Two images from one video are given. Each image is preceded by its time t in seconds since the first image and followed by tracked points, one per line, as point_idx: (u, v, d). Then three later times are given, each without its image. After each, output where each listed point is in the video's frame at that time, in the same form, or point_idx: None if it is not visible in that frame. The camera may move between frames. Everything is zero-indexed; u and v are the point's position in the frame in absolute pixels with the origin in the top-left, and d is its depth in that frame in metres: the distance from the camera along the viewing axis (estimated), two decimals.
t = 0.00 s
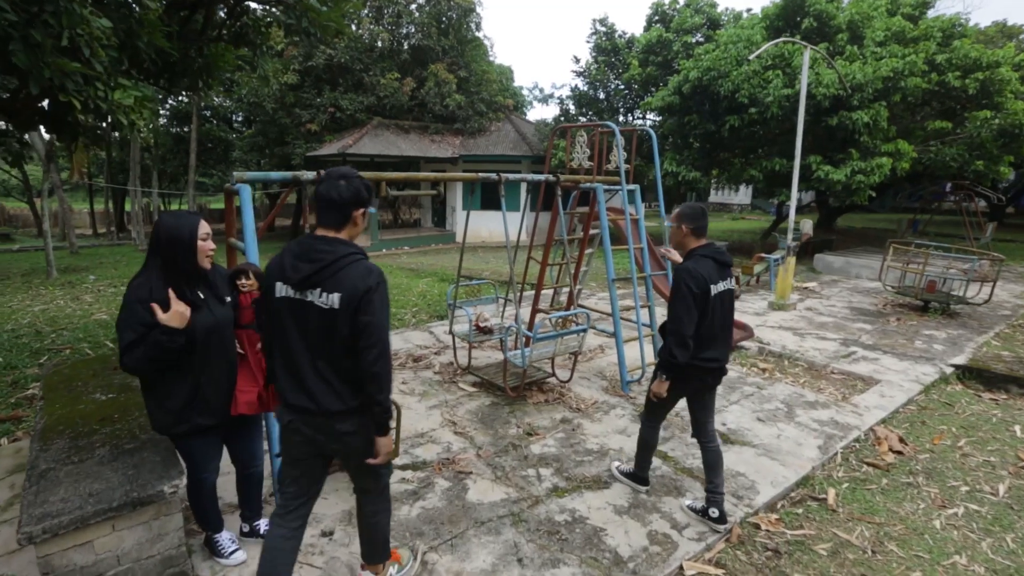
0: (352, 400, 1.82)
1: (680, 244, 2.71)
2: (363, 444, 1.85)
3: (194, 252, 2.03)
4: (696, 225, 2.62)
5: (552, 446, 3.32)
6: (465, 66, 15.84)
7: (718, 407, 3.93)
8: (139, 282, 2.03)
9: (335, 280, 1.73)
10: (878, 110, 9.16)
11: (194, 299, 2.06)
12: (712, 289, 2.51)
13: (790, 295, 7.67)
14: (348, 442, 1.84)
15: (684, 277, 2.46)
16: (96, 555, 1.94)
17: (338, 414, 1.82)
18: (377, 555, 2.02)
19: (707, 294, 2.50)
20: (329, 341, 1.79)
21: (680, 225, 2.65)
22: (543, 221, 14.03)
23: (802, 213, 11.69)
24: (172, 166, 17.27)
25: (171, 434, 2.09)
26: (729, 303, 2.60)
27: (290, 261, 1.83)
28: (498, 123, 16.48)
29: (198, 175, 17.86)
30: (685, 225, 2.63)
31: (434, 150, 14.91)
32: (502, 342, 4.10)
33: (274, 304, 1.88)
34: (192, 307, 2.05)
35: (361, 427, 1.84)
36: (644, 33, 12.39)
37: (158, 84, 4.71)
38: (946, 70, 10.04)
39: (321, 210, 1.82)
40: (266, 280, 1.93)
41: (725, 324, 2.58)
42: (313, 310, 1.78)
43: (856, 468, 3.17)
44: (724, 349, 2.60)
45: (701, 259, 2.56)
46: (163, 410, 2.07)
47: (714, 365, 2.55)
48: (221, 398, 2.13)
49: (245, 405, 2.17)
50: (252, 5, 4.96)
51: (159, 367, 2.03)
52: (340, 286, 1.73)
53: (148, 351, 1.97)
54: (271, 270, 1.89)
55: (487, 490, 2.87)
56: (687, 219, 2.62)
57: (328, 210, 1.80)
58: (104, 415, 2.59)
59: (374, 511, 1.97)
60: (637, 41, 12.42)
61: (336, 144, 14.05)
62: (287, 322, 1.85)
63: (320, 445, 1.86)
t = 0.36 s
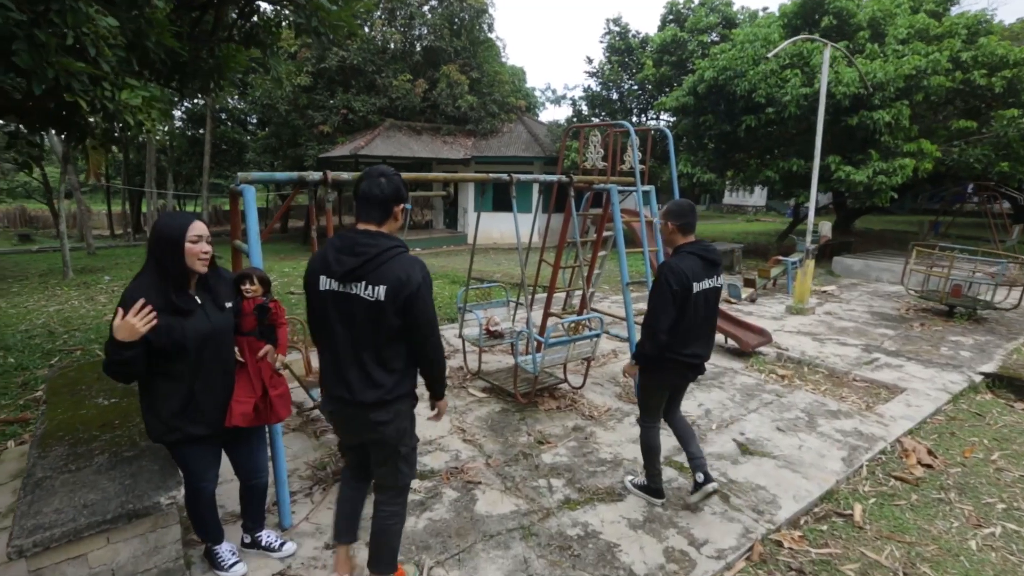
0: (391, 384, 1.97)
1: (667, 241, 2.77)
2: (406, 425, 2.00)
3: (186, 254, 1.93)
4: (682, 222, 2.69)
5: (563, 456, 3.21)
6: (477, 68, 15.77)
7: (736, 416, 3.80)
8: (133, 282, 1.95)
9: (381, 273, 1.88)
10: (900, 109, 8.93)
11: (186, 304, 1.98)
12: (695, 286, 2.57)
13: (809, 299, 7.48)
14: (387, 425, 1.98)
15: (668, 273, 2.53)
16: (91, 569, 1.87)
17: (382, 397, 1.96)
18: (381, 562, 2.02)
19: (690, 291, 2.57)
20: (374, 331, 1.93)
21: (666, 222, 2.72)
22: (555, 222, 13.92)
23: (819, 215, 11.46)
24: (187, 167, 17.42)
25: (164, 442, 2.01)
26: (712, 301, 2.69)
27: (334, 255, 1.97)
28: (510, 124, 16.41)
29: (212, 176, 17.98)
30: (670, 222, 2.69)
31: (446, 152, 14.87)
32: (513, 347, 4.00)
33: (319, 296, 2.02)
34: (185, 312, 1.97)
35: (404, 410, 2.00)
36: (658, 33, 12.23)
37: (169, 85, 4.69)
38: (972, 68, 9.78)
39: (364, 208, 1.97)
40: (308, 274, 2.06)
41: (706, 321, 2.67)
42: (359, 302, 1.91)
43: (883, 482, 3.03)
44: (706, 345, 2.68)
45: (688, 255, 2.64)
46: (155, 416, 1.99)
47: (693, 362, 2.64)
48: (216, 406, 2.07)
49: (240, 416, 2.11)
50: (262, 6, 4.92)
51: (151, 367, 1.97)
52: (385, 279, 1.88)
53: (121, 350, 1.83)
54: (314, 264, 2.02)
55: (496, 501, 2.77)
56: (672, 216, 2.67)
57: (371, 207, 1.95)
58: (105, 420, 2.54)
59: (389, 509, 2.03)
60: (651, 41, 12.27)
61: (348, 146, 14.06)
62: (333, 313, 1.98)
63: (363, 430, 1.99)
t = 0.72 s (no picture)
0: (425, 373, 2.00)
1: (676, 237, 2.71)
2: (442, 413, 2.05)
3: (196, 251, 1.90)
4: (688, 218, 2.64)
5: (581, 461, 3.12)
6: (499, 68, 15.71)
7: (761, 423, 3.66)
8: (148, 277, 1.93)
9: (415, 267, 1.93)
10: (936, 107, 8.62)
11: (194, 302, 1.94)
12: (710, 281, 2.52)
13: (837, 303, 7.25)
14: (421, 410, 2.02)
15: (681, 266, 2.47)
16: (99, 568, 1.85)
17: (420, 384, 2.01)
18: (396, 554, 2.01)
19: (705, 286, 2.50)
20: (411, 323, 1.98)
21: (673, 218, 2.68)
22: (576, 223, 13.81)
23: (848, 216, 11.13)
24: (214, 168, 17.74)
25: (173, 441, 1.99)
26: (721, 295, 2.63)
27: (369, 252, 2.02)
28: (531, 124, 16.35)
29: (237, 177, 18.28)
30: (678, 218, 2.65)
31: (467, 152, 14.88)
32: (530, 348, 3.93)
33: (358, 293, 2.07)
34: (194, 310, 1.94)
35: (440, 398, 2.04)
36: (683, 30, 12.02)
37: (193, 85, 4.73)
38: (1013, 63, 9.39)
39: (396, 208, 2.03)
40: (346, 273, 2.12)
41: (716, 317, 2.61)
42: (395, 295, 1.96)
43: (920, 497, 2.87)
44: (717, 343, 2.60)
45: (701, 248, 2.57)
46: (164, 414, 1.97)
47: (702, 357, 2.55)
48: (225, 406, 2.04)
49: (249, 418, 2.08)
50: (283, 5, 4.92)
51: (160, 363, 1.94)
52: (419, 272, 1.92)
53: (128, 348, 1.79)
54: (353, 263, 2.09)
55: (512, 507, 2.70)
56: (678, 213, 2.63)
57: (403, 208, 2.00)
58: (120, 417, 2.53)
59: (413, 495, 2.04)
60: (675, 39, 12.08)
61: (370, 146, 14.15)
62: (373, 308, 2.04)
63: (405, 417, 2.05)
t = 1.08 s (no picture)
0: (454, 344, 2.09)
1: (691, 228, 2.63)
2: (475, 381, 2.13)
3: (234, 248, 1.88)
4: (702, 209, 2.58)
5: (594, 464, 3.04)
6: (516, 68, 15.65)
7: (781, 428, 3.55)
8: (175, 273, 1.87)
9: (435, 246, 2.03)
10: (966, 104, 8.36)
11: (225, 298, 1.91)
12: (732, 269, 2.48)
13: (861, 306, 7.04)
14: (453, 381, 2.11)
15: (711, 256, 2.42)
16: (102, 565, 1.83)
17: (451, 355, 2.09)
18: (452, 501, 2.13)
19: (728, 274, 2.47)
20: (437, 299, 2.07)
21: (686, 211, 2.62)
22: (591, 223, 13.69)
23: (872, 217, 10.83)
24: (234, 168, 17.97)
25: (200, 440, 1.95)
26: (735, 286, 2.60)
27: (396, 241, 2.15)
28: (548, 124, 16.28)
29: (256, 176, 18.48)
30: (692, 210, 2.59)
31: (483, 152, 14.87)
32: (544, 348, 3.86)
33: (391, 279, 2.19)
34: (225, 307, 1.91)
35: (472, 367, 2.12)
36: (702, 28, 11.84)
37: (210, 84, 4.75)
38: None
39: (416, 199, 2.15)
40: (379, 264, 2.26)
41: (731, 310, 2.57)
42: (421, 274, 2.07)
43: (949, 508, 2.74)
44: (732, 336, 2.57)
45: (721, 239, 2.51)
46: (192, 410, 1.93)
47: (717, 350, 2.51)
48: (254, 402, 2.01)
49: (282, 411, 2.07)
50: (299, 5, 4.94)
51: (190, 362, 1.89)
52: (440, 250, 2.02)
53: (171, 345, 1.77)
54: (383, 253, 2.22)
55: (522, 510, 2.63)
56: (694, 205, 2.58)
57: (422, 197, 2.12)
58: (130, 413, 2.53)
59: (477, 454, 2.16)
60: (694, 37, 11.91)
61: (387, 146, 14.21)
62: (404, 291, 2.15)
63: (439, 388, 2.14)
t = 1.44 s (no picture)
0: (479, 326, 2.15)
1: (697, 224, 2.57)
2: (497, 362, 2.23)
3: (284, 240, 1.87)
4: (710, 205, 2.52)
5: (599, 465, 2.98)
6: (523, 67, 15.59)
7: (791, 429, 3.47)
8: (224, 266, 1.82)
9: (460, 232, 2.06)
10: (981, 101, 8.23)
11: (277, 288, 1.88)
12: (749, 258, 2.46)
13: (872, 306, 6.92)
14: (478, 363, 2.17)
15: (731, 248, 2.37)
16: (97, 562, 1.80)
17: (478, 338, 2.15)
18: (513, 470, 2.46)
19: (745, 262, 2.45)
20: (463, 285, 2.10)
21: (693, 207, 2.56)
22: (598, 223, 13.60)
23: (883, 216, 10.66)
24: (242, 167, 18.05)
25: (253, 432, 1.91)
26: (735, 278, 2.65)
27: (412, 229, 2.10)
28: (555, 124, 16.21)
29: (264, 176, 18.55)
30: (699, 206, 2.54)
31: (490, 151, 14.85)
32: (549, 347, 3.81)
33: (407, 268, 2.12)
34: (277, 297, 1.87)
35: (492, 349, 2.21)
36: (711, 26, 11.74)
37: (215, 81, 4.74)
38: None
39: (426, 190, 2.12)
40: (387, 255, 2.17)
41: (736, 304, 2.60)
42: (446, 261, 2.06)
43: (966, 513, 2.66)
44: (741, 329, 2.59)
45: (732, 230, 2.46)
46: (243, 403, 1.89)
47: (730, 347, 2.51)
48: (304, 391, 2.00)
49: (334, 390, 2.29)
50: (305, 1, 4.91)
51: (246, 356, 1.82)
52: (465, 236, 2.07)
53: (248, 331, 1.73)
54: (393, 244, 2.14)
55: (526, 509, 2.59)
56: (701, 200, 2.52)
57: (432, 187, 2.11)
58: (129, 409, 2.50)
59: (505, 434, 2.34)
60: (702, 35, 11.80)
61: (393, 145, 14.20)
62: (424, 279, 2.11)
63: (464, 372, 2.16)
